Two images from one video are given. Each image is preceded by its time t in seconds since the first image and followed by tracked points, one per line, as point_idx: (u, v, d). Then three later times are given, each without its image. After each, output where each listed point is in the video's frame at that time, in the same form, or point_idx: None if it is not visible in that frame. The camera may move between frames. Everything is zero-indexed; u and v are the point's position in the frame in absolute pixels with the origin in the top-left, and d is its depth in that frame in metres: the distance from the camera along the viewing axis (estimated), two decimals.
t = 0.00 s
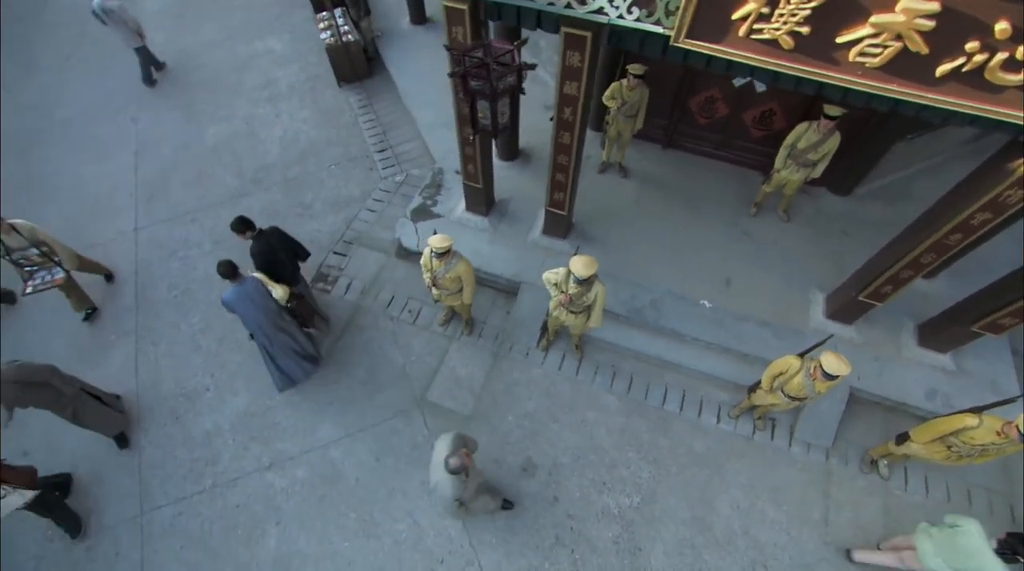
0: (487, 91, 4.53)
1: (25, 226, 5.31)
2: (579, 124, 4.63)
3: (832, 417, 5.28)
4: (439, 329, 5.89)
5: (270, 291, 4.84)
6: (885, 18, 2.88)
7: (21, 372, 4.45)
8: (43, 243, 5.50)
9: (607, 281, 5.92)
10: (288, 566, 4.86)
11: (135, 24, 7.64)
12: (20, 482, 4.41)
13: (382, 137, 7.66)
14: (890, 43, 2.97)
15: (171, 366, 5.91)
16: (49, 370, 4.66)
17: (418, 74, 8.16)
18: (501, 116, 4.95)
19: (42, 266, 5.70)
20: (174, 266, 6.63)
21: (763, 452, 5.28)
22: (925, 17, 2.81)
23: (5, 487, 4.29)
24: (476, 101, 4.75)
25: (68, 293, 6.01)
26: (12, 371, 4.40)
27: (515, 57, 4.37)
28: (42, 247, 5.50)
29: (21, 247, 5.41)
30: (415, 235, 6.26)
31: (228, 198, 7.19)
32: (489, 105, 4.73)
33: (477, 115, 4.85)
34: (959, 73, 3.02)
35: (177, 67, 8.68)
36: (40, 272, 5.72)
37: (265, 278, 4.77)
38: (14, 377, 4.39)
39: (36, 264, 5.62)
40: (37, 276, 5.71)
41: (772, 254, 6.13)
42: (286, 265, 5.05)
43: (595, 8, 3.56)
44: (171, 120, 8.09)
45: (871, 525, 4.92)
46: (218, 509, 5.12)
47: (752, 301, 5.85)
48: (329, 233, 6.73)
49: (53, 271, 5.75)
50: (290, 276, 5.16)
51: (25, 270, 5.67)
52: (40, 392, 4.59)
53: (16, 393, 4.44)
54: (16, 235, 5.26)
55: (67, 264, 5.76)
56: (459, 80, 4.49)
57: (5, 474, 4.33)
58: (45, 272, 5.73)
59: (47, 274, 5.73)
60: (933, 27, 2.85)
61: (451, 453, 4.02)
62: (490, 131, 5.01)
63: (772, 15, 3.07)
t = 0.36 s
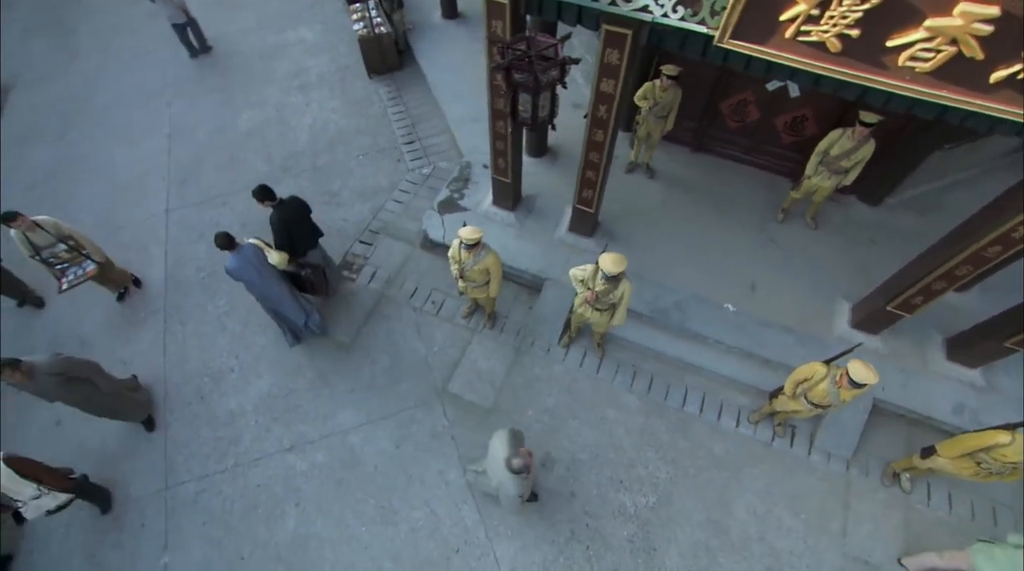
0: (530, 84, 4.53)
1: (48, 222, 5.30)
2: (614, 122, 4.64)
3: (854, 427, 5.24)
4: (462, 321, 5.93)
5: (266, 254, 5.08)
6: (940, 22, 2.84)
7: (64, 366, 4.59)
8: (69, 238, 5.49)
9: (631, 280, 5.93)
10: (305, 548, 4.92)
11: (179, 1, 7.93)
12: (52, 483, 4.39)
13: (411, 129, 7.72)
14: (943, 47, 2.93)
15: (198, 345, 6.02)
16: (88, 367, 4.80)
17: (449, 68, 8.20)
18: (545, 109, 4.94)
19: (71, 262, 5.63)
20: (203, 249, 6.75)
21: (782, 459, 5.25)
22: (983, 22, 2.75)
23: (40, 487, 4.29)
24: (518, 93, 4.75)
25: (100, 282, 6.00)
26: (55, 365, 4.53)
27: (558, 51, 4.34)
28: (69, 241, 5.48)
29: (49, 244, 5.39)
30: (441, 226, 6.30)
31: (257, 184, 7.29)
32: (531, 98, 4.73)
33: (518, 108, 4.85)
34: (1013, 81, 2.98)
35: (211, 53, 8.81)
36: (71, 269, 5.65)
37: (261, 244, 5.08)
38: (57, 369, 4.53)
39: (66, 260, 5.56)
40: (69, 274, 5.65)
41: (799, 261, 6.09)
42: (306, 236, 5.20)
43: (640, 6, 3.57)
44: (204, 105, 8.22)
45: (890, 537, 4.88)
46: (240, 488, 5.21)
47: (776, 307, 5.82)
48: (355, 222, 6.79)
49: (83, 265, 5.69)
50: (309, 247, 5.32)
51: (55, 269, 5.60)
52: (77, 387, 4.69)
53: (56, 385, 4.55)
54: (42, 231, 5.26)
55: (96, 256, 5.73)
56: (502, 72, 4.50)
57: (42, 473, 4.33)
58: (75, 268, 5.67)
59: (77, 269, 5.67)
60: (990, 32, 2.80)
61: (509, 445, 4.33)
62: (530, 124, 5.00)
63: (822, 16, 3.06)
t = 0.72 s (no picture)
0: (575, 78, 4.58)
1: (92, 220, 5.32)
2: (649, 121, 4.63)
3: (877, 439, 5.19)
4: (485, 314, 5.96)
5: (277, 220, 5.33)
6: (1000, 28, 2.80)
7: (96, 360, 4.59)
8: (109, 239, 5.51)
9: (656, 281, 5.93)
10: (323, 529, 4.97)
11: None
12: (83, 477, 4.30)
13: (439, 122, 7.77)
14: (1001, 54, 2.89)
15: (224, 326, 6.12)
16: (120, 361, 4.78)
17: (479, 63, 8.23)
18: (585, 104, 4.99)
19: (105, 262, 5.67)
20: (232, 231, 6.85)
21: (801, 467, 5.21)
22: None
23: (73, 481, 4.22)
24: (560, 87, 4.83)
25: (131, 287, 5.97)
26: (88, 358, 4.54)
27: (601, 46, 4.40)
28: (108, 242, 5.50)
29: (89, 243, 5.44)
30: (468, 219, 6.34)
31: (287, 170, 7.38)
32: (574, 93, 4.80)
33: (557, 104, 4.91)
34: None
35: (245, 40, 8.92)
36: (102, 268, 5.69)
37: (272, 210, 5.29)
38: (88, 362, 4.54)
39: (99, 260, 5.60)
40: (99, 273, 5.69)
41: (825, 269, 6.03)
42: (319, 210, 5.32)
43: (686, 5, 3.57)
44: (237, 91, 8.33)
45: (910, 552, 4.82)
46: (261, 467, 5.28)
47: (802, 314, 5.77)
48: (382, 211, 6.85)
49: (116, 267, 5.71)
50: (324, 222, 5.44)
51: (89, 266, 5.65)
52: (105, 380, 4.72)
53: (86, 378, 4.58)
54: (85, 229, 5.30)
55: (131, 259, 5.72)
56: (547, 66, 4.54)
57: (75, 468, 4.26)
58: (108, 269, 5.71)
59: (109, 270, 5.71)
60: None
61: (562, 439, 4.53)
62: (570, 119, 5.10)
63: (876, 19, 3.04)
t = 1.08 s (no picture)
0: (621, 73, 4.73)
1: (129, 215, 5.34)
2: (686, 120, 4.59)
3: (902, 451, 5.13)
4: (510, 306, 5.98)
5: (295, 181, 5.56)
6: None
7: (111, 354, 4.56)
8: (144, 234, 5.51)
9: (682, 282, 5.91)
10: (343, 511, 5.03)
11: None
12: (105, 477, 4.38)
13: (470, 114, 7.79)
14: None
15: (252, 306, 6.21)
16: (137, 355, 4.79)
17: (511, 56, 8.22)
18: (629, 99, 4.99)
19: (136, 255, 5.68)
20: (262, 213, 6.94)
21: (822, 475, 5.16)
22: None
23: (95, 483, 4.30)
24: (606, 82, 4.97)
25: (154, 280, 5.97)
26: (103, 353, 4.51)
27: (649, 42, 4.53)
28: (142, 237, 5.51)
29: (124, 235, 5.43)
30: (496, 211, 6.36)
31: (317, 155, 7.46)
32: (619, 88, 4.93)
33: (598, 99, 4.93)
34: None
35: (280, 25, 9.01)
36: (133, 261, 5.70)
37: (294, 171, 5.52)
38: (104, 356, 4.52)
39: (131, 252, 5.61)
40: (129, 265, 5.69)
41: (855, 277, 5.96)
42: (338, 176, 5.63)
43: (735, 2, 3.51)
44: (271, 75, 8.42)
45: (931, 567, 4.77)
46: (284, 446, 5.36)
47: (829, 321, 5.71)
48: (410, 200, 6.89)
49: (146, 261, 5.72)
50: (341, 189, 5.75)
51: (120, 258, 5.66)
52: (120, 373, 4.72)
53: (104, 371, 4.58)
54: (121, 222, 5.30)
55: (161, 256, 5.74)
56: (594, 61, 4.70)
57: (97, 469, 4.33)
58: (138, 262, 5.71)
59: (139, 263, 5.70)
60: None
61: (619, 426, 4.27)
62: (614, 113, 5.20)
63: (936, 21, 2.98)
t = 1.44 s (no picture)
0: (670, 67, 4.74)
1: (159, 213, 5.25)
2: (726, 119, 4.53)
3: (927, 465, 5.07)
4: (535, 298, 6.00)
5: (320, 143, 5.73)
6: None
7: (137, 345, 4.54)
8: (173, 231, 5.46)
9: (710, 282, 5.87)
10: (363, 491, 5.09)
11: None
12: (133, 479, 4.29)
13: (502, 105, 7.79)
14: None
15: (279, 286, 6.28)
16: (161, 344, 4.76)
17: (545, 49, 8.19)
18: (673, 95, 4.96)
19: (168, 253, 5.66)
20: (292, 194, 7.02)
21: (843, 484, 5.11)
22: None
23: (123, 483, 4.21)
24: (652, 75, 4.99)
25: (187, 280, 5.89)
26: (128, 344, 4.48)
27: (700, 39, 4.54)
28: (172, 235, 5.45)
29: (154, 234, 5.36)
30: (526, 203, 6.38)
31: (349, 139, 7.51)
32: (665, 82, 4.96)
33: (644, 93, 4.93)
34: None
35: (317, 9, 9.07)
36: (167, 259, 5.68)
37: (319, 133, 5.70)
38: (129, 347, 4.49)
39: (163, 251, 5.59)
40: (163, 264, 5.68)
41: (886, 286, 5.88)
42: (361, 142, 5.77)
43: None
44: (305, 59, 8.49)
45: None
46: (307, 425, 5.44)
47: (858, 328, 5.64)
48: (439, 188, 6.92)
49: (179, 259, 5.70)
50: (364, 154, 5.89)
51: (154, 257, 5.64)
52: (146, 363, 4.69)
53: (128, 361, 4.56)
54: (150, 221, 5.21)
55: (192, 253, 5.71)
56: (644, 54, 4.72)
57: (125, 468, 4.24)
58: (171, 260, 5.70)
59: (172, 261, 5.69)
60: None
61: (672, 421, 4.42)
62: (658, 108, 5.23)
63: (1004, 23, 2.95)
